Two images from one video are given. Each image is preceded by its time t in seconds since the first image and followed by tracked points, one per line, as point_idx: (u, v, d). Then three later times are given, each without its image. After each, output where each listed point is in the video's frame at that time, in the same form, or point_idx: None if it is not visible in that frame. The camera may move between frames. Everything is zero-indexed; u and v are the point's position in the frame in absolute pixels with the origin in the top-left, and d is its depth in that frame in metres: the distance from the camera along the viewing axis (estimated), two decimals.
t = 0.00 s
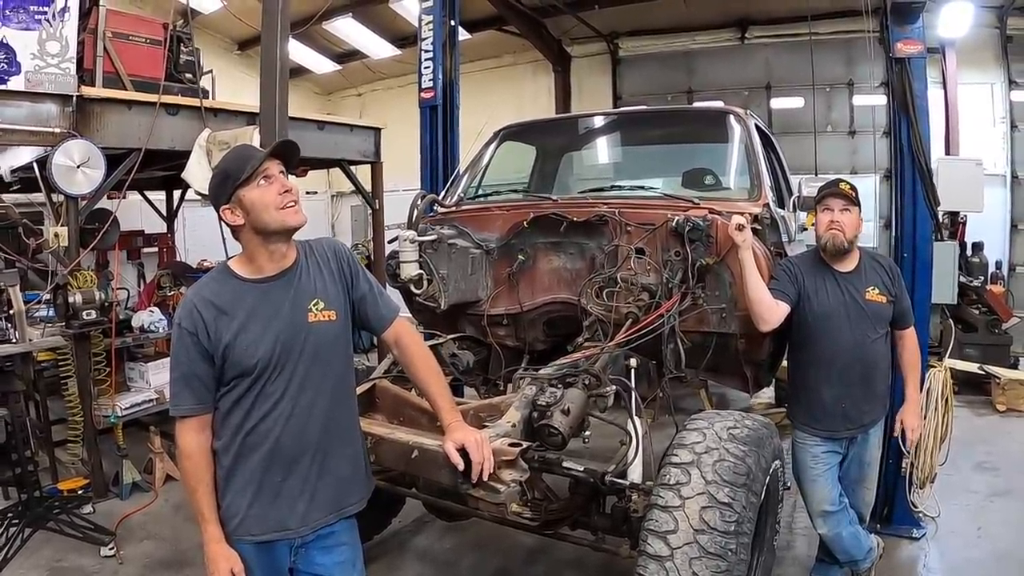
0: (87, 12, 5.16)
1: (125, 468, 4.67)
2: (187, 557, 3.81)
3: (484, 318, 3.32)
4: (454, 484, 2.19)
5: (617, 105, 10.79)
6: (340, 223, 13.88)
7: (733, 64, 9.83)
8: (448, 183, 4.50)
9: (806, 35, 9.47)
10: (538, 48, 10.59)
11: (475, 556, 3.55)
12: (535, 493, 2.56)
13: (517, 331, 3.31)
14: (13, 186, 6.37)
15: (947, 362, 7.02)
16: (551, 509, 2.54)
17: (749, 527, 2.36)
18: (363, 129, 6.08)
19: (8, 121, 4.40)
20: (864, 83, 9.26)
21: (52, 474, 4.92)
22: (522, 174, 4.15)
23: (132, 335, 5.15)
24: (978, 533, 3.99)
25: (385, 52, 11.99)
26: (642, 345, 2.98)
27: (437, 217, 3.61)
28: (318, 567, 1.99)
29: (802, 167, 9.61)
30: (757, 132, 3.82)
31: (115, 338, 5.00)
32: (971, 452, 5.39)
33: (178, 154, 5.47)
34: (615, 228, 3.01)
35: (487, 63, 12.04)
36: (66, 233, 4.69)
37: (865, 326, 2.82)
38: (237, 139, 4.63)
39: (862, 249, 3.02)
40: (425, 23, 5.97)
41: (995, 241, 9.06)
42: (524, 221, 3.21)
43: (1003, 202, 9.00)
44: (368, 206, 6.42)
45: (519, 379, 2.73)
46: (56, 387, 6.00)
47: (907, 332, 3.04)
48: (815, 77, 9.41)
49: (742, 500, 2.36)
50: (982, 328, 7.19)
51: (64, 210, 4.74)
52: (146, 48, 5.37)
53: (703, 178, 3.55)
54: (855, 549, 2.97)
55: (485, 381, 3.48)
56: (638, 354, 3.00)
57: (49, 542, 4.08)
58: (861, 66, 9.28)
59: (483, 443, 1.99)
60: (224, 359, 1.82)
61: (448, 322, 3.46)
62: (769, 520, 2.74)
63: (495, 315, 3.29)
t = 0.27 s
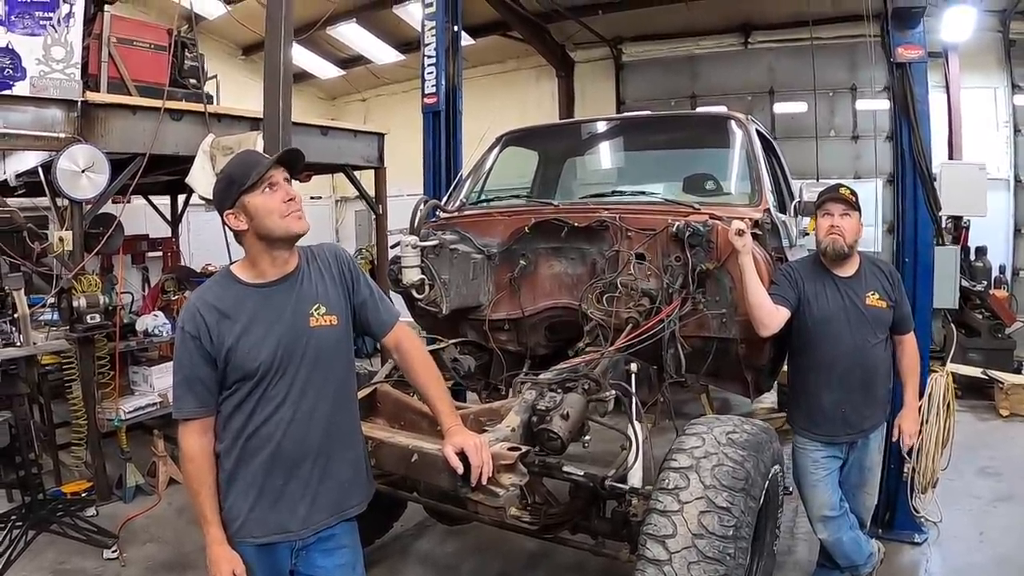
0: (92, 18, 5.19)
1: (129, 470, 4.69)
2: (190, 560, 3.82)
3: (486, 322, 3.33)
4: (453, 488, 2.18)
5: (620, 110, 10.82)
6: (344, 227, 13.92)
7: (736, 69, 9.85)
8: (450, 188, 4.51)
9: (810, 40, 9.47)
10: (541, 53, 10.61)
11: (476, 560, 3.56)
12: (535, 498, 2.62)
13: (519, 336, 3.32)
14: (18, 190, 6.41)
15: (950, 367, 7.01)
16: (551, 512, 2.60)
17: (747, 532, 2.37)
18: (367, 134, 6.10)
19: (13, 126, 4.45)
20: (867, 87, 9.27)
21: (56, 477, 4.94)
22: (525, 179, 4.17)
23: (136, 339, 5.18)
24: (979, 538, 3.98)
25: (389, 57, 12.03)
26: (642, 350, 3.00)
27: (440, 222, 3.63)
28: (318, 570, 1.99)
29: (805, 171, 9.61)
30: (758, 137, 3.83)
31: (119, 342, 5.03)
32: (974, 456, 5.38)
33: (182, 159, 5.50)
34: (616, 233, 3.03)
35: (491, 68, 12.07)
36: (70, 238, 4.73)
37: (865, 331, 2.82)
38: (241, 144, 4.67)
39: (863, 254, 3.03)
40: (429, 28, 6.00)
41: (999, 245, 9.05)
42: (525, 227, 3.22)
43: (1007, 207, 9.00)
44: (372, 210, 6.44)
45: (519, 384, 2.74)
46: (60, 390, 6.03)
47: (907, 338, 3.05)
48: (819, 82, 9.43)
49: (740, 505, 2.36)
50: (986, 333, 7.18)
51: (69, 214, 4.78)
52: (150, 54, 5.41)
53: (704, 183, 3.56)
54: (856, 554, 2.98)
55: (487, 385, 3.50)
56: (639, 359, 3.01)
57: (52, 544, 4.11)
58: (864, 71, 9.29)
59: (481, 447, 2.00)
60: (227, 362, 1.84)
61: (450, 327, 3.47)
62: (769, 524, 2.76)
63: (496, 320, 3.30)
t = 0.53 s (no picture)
0: (96, 21, 5.22)
1: (130, 471, 4.71)
2: (189, 561, 3.83)
3: (484, 326, 3.34)
4: (448, 490, 2.20)
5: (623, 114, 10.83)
6: (347, 230, 13.95)
7: (738, 73, 9.86)
8: (451, 191, 4.53)
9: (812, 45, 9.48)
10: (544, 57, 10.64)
11: (474, 563, 3.57)
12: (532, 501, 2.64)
13: (517, 339, 3.32)
14: (21, 192, 6.44)
15: (952, 372, 7.00)
16: (546, 515, 2.61)
17: (741, 536, 2.38)
18: (369, 137, 6.13)
19: (17, 129, 4.46)
20: (870, 92, 9.27)
21: (58, 478, 4.96)
22: (525, 183, 4.19)
23: (138, 340, 5.21)
24: (978, 543, 3.98)
25: (391, 60, 12.07)
26: (640, 354, 3.01)
27: (440, 226, 3.64)
28: (313, 571, 2.03)
29: (807, 175, 9.61)
30: (757, 142, 3.84)
31: (121, 343, 5.05)
32: (974, 461, 5.37)
33: (184, 161, 5.52)
34: (614, 238, 3.04)
35: (494, 71, 12.10)
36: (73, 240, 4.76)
37: (862, 336, 2.83)
38: (242, 147, 4.64)
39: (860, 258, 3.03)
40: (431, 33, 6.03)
41: (1001, 249, 9.05)
42: (523, 231, 3.23)
43: (1009, 211, 9.00)
44: (374, 214, 6.46)
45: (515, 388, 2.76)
46: (62, 391, 6.05)
47: (905, 342, 3.05)
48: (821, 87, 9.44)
49: (735, 509, 2.37)
50: (988, 338, 7.17)
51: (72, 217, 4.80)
52: (153, 57, 5.44)
53: (702, 188, 3.57)
54: (853, 559, 2.98)
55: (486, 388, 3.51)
56: (636, 363, 3.03)
57: (53, 544, 4.12)
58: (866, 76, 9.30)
59: (476, 450, 2.03)
60: (223, 364, 1.85)
61: (449, 330, 3.49)
62: (765, 527, 2.77)
63: (495, 324, 3.31)
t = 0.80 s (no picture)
0: (94, 16, 5.22)
1: (126, 465, 4.72)
2: (183, 554, 3.85)
3: (478, 321, 3.35)
4: (435, 484, 2.22)
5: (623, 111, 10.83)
6: (347, 225, 13.96)
7: (737, 71, 9.86)
8: (448, 186, 4.53)
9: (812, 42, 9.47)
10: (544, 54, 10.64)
11: (467, 558, 3.58)
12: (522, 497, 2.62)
13: (510, 334, 3.33)
14: (20, 186, 6.45)
15: (949, 370, 7.00)
16: (534, 510, 2.60)
17: (728, 532, 2.38)
18: (367, 133, 6.13)
19: (16, 124, 4.47)
20: (869, 90, 9.26)
21: (54, 471, 4.97)
22: (523, 179, 4.19)
23: (135, 334, 5.22)
24: (972, 542, 3.98)
25: (392, 56, 12.06)
26: (632, 349, 3.03)
27: (434, 221, 3.64)
28: (300, 563, 2.02)
29: (807, 173, 9.61)
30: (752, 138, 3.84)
31: (118, 337, 5.06)
32: (970, 460, 5.37)
33: (182, 156, 5.53)
34: (607, 234, 3.05)
35: (494, 68, 12.10)
36: (70, 233, 4.76)
37: (853, 333, 2.82)
38: (238, 142, 4.61)
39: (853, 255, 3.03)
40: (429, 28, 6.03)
41: (1000, 248, 9.04)
42: (517, 226, 3.22)
43: (1008, 210, 8.99)
44: (372, 210, 6.46)
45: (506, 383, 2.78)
46: (60, 385, 6.07)
47: (898, 340, 3.05)
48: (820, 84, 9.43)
49: (722, 504, 2.38)
50: (985, 336, 7.17)
51: (69, 210, 4.81)
52: (152, 52, 5.44)
53: (696, 184, 3.56)
54: (844, 557, 2.98)
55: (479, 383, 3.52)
56: (629, 359, 3.04)
57: (49, 536, 4.13)
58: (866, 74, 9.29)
59: (463, 443, 2.08)
60: (211, 355, 1.86)
61: (443, 325, 3.49)
62: (755, 523, 2.78)
63: (488, 319, 3.32)
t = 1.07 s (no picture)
0: (101, 6, 5.24)
1: (126, 453, 4.75)
2: (181, 542, 3.87)
3: (477, 315, 3.35)
4: (427, 475, 2.25)
5: (629, 108, 10.82)
6: (352, 219, 13.99)
7: (745, 69, 9.83)
8: (451, 180, 4.54)
9: (820, 41, 9.44)
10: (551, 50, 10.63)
11: (463, 551, 3.59)
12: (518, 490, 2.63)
13: (510, 329, 3.33)
14: (26, 174, 6.48)
15: (951, 373, 6.98)
16: (528, 504, 2.64)
17: (720, 529, 2.38)
18: (372, 126, 6.14)
19: (21, 112, 4.51)
20: (877, 91, 9.23)
21: (56, 458, 5.01)
22: (526, 175, 4.19)
23: (137, 324, 5.24)
24: (969, 546, 3.98)
25: (399, 50, 12.01)
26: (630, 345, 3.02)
27: (435, 214, 3.64)
28: (293, 551, 2.03)
29: (812, 173, 9.58)
30: (755, 137, 3.84)
31: (120, 326, 5.08)
32: (970, 464, 5.36)
33: (187, 147, 5.55)
34: (606, 229, 3.05)
35: (501, 63, 12.09)
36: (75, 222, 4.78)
37: (851, 333, 2.82)
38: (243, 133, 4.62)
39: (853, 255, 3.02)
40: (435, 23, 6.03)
41: (1005, 251, 9.02)
42: (518, 221, 3.23)
43: (1015, 213, 8.96)
44: (376, 203, 6.47)
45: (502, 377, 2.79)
46: (62, 373, 6.10)
47: (897, 341, 3.04)
48: (828, 84, 9.39)
49: (714, 502, 2.38)
50: (988, 340, 7.16)
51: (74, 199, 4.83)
52: (158, 43, 5.45)
53: (697, 181, 3.57)
54: (839, 557, 2.99)
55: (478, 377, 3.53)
56: (626, 355, 3.04)
57: (49, 523, 4.16)
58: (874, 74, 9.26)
59: (456, 435, 2.09)
60: (207, 343, 1.87)
61: (443, 319, 3.50)
62: (749, 520, 2.79)
63: (487, 312, 3.31)
